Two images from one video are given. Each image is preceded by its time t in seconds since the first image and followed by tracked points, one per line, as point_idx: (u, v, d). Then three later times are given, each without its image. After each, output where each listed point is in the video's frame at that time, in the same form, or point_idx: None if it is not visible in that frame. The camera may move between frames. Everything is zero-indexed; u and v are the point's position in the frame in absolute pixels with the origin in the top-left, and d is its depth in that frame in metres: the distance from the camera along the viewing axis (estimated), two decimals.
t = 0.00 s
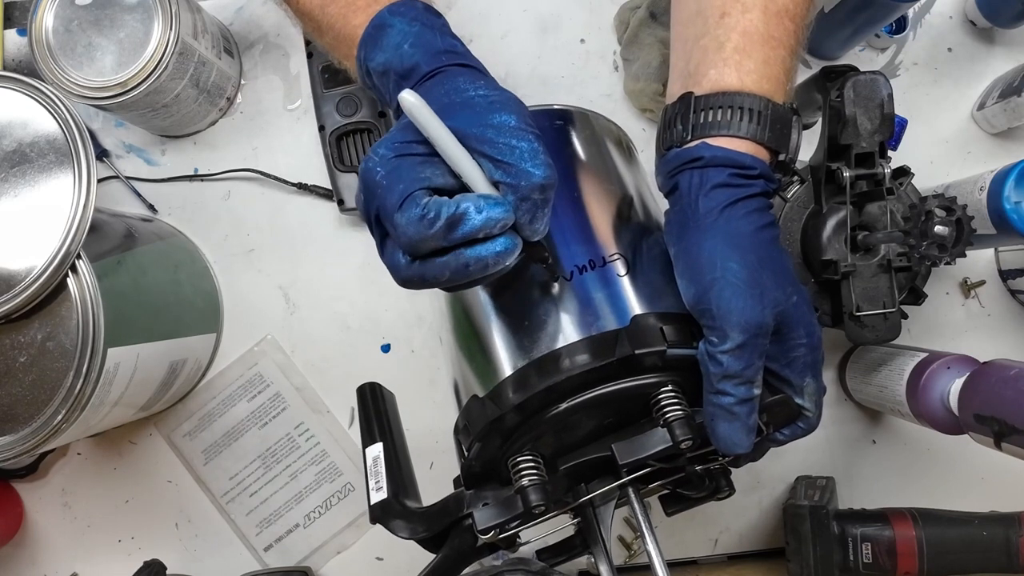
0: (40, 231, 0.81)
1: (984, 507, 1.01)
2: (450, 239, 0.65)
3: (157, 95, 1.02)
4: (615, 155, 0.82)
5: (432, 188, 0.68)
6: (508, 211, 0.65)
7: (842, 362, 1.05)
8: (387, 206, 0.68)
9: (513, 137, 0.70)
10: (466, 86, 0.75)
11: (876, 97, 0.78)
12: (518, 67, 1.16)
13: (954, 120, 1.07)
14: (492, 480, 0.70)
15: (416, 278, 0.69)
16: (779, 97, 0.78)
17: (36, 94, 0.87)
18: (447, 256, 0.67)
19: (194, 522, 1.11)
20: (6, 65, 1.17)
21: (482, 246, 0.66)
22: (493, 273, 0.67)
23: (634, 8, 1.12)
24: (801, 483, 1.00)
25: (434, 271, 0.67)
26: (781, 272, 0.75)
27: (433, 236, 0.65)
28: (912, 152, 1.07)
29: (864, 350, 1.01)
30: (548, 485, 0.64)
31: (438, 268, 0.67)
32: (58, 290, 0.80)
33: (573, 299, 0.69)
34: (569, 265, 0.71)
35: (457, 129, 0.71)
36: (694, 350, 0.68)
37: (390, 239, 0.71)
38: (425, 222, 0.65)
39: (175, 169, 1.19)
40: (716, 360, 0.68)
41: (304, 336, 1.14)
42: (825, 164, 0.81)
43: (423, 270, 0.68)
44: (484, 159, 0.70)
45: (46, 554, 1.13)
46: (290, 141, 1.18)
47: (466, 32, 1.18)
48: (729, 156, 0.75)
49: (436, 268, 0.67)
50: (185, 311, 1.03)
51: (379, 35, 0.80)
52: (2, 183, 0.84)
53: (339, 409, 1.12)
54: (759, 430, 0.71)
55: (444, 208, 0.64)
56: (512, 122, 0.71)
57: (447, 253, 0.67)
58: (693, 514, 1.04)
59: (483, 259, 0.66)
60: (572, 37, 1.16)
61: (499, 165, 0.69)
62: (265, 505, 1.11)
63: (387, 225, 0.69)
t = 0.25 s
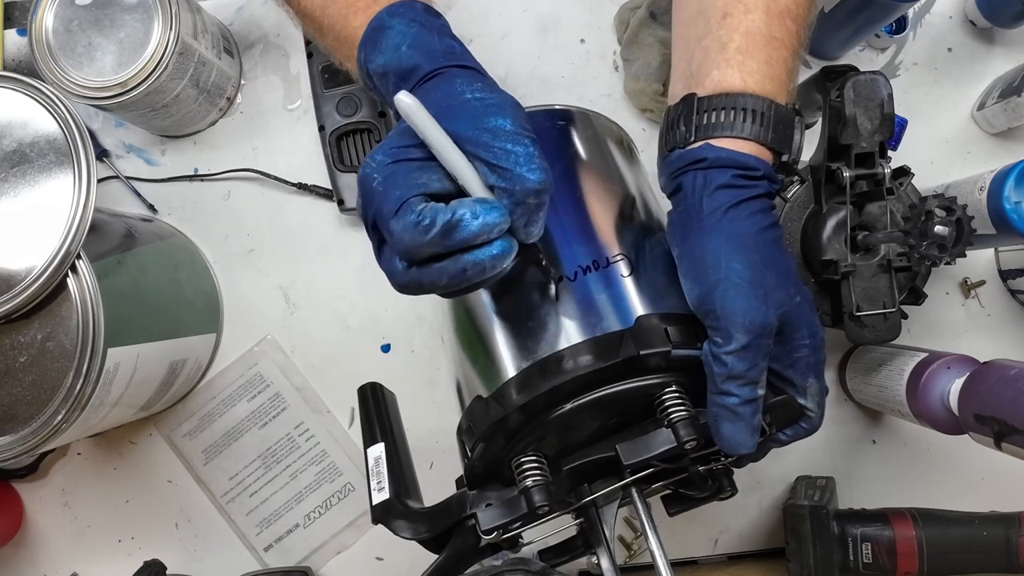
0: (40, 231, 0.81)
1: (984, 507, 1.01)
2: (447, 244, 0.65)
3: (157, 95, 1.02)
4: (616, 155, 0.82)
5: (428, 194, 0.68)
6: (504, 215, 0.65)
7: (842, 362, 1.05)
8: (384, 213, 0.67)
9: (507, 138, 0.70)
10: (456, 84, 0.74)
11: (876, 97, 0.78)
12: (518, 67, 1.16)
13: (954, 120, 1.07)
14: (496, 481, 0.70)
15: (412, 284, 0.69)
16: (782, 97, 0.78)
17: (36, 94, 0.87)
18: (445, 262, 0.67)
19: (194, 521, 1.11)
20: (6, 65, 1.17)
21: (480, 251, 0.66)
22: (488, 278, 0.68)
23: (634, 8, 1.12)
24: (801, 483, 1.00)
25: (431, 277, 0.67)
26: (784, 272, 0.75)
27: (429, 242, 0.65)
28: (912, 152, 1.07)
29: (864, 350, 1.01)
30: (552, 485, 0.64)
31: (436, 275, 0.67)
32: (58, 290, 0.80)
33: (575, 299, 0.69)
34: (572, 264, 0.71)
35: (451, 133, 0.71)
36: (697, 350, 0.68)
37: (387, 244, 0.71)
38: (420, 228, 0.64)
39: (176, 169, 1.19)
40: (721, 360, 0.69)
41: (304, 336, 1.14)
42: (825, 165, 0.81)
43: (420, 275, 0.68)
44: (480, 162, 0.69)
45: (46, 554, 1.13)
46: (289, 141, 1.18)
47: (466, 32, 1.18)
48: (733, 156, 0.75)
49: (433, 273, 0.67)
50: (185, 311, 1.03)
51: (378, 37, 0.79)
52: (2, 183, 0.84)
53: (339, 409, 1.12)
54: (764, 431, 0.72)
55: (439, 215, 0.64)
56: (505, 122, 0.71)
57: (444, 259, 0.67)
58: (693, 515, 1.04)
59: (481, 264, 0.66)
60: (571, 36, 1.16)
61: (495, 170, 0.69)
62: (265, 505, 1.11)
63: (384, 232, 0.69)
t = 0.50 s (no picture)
0: (40, 231, 0.81)
1: (983, 507, 1.01)
2: (400, 280, 0.67)
3: (157, 95, 1.02)
4: (618, 154, 0.82)
5: (380, 230, 0.70)
6: (456, 242, 0.67)
7: (842, 362, 1.05)
8: (340, 252, 0.70)
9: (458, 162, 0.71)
10: (411, 110, 0.76)
11: (875, 97, 0.78)
12: (518, 67, 1.16)
13: (954, 120, 1.07)
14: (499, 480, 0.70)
15: (379, 318, 0.72)
16: (785, 98, 0.78)
17: (35, 94, 0.87)
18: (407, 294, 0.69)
19: (194, 521, 1.11)
20: (6, 65, 1.17)
21: (437, 280, 0.68)
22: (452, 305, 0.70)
23: (634, 8, 1.12)
24: (801, 483, 1.00)
25: (395, 309, 0.70)
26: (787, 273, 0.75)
27: (380, 280, 0.67)
28: (912, 152, 1.07)
29: (864, 350, 1.01)
30: (557, 486, 0.64)
31: (398, 308, 0.70)
32: (58, 290, 0.80)
33: (576, 298, 0.69)
34: (573, 263, 0.71)
35: (401, 163, 0.72)
36: (702, 349, 0.68)
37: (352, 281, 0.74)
38: (369, 268, 0.67)
39: (175, 169, 1.19)
40: (726, 360, 0.68)
41: (304, 336, 1.14)
42: (825, 165, 0.81)
43: (385, 308, 0.70)
44: (429, 189, 0.71)
45: (46, 554, 1.13)
46: (289, 141, 1.18)
47: (466, 32, 1.18)
48: (737, 157, 0.75)
49: (398, 306, 0.70)
50: (185, 311, 1.03)
51: (351, 59, 0.80)
52: (2, 183, 0.84)
53: (339, 409, 1.12)
54: (769, 431, 0.72)
55: (388, 253, 0.67)
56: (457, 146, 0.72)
57: (404, 291, 0.70)
58: (694, 514, 1.04)
59: (441, 294, 0.68)
60: (572, 37, 1.16)
61: (443, 196, 0.70)
62: (265, 505, 1.11)
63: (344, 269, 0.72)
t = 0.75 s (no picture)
0: (40, 230, 0.81)
1: (983, 507, 1.01)
2: (411, 274, 0.68)
3: (157, 95, 1.02)
4: (619, 153, 0.82)
5: (391, 225, 0.71)
6: (468, 238, 0.67)
7: (842, 362, 1.05)
8: (352, 246, 0.71)
9: (469, 159, 0.71)
10: (419, 106, 0.76)
11: (876, 97, 0.78)
12: (518, 67, 1.16)
13: (954, 120, 1.07)
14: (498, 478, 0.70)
15: (389, 312, 0.72)
16: (788, 99, 0.78)
17: (36, 94, 0.87)
18: (417, 289, 0.70)
19: (194, 521, 1.11)
20: (6, 65, 1.17)
21: (449, 275, 0.69)
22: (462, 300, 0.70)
23: (634, 8, 1.12)
24: (801, 483, 1.00)
25: (405, 304, 0.71)
26: (791, 274, 0.75)
27: (391, 274, 0.68)
28: (912, 153, 1.07)
29: (865, 350, 1.01)
30: (556, 483, 0.64)
31: (408, 303, 0.70)
32: (58, 290, 0.80)
33: (577, 297, 0.69)
34: (574, 261, 0.71)
35: (413, 159, 0.73)
36: (704, 348, 0.68)
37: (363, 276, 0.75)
38: (381, 262, 0.68)
39: (176, 169, 1.19)
40: (728, 360, 0.69)
41: (304, 337, 1.14)
42: (825, 165, 0.81)
43: (395, 303, 0.71)
44: (442, 185, 0.71)
45: (46, 554, 1.13)
46: (289, 141, 1.18)
47: (466, 32, 1.18)
48: (741, 158, 0.75)
49: (408, 300, 0.70)
50: (185, 311, 1.03)
51: (357, 56, 0.81)
52: (2, 183, 0.84)
53: (339, 409, 1.12)
54: (769, 432, 0.72)
55: (399, 246, 0.67)
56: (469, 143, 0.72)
57: (415, 286, 0.70)
58: (694, 514, 1.04)
59: (452, 289, 0.69)
60: (572, 36, 1.16)
61: (455, 192, 0.71)
62: (265, 505, 1.11)
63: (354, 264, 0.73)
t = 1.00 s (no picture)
0: (40, 230, 0.81)
1: (983, 507, 1.01)
2: (404, 275, 0.68)
3: (157, 95, 1.02)
4: (620, 152, 0.82)
5: (385, 225, 0.71)
6: (463, 242, 0.67)
7: (842, 362, 1.05)
8: (345, 246, 0.71)
9: (467, 163, 0.71)
10: (417, 107, 0.76)
11: (876, 97, 0.78)
12: (518, 67, 1.16)
13: (954, 120, 1.07)
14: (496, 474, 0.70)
15: (380, 313, 0.72)
16: (788, 98, 0.78)
17: (36, 94, 0.87)
18: (409, 291, 0.70)
19: (194, 522, 1.11)
20: (5, 65, 1.17)
21: (442, 279, 0.69)
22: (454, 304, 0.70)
23: (634, 8, 1.12)
24: (801, 483, 1.00)
25: (397, 305, 0.71)
26: (791, 273, 0.75)
27: (384, 275, 0.68)
28: (912, 153, 1.07)
29: (865, 350, 1.01)
30: (555, 479, 0.64)
31: (400, 304, 0.71)
32: (58, 290, 0.80)
33: (577, 295, 0.69)
34: (575, 259, 0.71)
35: (411, 160, 0.73)
36: (704, 346, 0.68)
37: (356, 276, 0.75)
38: (373, 262, 0.68)
39: (176, 169, 1.19)
40: (728, 357, 0.68)
41: (304, 337, 1.14)
42: (825, 164, 0.81)
43: (386, 304, 0.71)
44: (439, 189, 0.71)
45: (46, 555, 1.13)
46: (289, 141, 1.18)
47: (466, 32, 1.18)
48: (742, 156, 0.74)
49: (400, 301, 0.70)
50: (185, 311, 1.03)
51: (356, 55, 0.81)
52: (2, 183, 0.84)
53: (339, 409, 1.12)
54: (767, 429, 0.72)
55: (393, 247, 0.67)
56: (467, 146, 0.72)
57: (407, 287, 0.70)
58: (694, 515, 1.04)
59: (444, 292, 0.69)
60: (572, 36, 1.16)
61: (452, 196, 0.71)
62: (265, 505, 1.11)
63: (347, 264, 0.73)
